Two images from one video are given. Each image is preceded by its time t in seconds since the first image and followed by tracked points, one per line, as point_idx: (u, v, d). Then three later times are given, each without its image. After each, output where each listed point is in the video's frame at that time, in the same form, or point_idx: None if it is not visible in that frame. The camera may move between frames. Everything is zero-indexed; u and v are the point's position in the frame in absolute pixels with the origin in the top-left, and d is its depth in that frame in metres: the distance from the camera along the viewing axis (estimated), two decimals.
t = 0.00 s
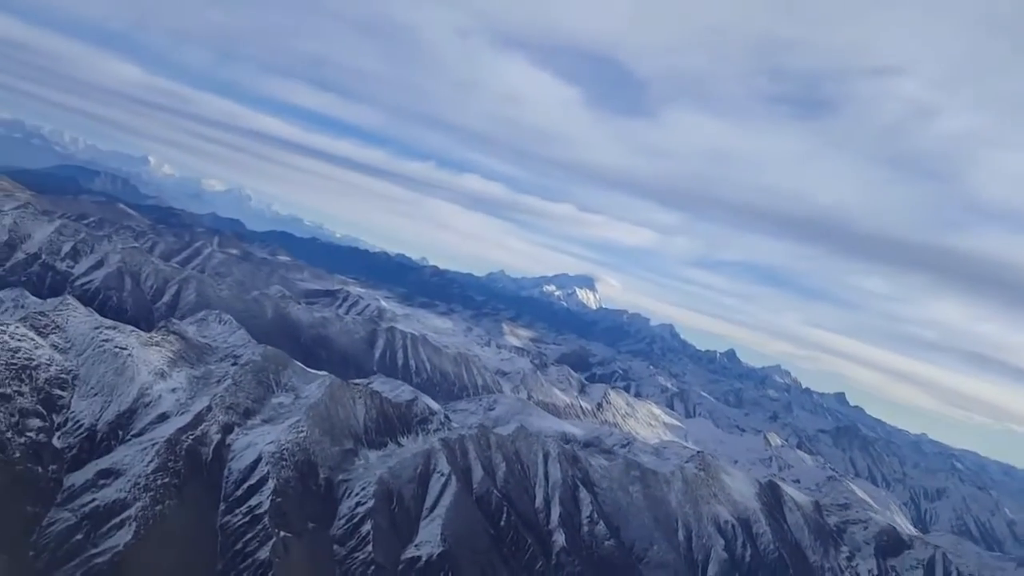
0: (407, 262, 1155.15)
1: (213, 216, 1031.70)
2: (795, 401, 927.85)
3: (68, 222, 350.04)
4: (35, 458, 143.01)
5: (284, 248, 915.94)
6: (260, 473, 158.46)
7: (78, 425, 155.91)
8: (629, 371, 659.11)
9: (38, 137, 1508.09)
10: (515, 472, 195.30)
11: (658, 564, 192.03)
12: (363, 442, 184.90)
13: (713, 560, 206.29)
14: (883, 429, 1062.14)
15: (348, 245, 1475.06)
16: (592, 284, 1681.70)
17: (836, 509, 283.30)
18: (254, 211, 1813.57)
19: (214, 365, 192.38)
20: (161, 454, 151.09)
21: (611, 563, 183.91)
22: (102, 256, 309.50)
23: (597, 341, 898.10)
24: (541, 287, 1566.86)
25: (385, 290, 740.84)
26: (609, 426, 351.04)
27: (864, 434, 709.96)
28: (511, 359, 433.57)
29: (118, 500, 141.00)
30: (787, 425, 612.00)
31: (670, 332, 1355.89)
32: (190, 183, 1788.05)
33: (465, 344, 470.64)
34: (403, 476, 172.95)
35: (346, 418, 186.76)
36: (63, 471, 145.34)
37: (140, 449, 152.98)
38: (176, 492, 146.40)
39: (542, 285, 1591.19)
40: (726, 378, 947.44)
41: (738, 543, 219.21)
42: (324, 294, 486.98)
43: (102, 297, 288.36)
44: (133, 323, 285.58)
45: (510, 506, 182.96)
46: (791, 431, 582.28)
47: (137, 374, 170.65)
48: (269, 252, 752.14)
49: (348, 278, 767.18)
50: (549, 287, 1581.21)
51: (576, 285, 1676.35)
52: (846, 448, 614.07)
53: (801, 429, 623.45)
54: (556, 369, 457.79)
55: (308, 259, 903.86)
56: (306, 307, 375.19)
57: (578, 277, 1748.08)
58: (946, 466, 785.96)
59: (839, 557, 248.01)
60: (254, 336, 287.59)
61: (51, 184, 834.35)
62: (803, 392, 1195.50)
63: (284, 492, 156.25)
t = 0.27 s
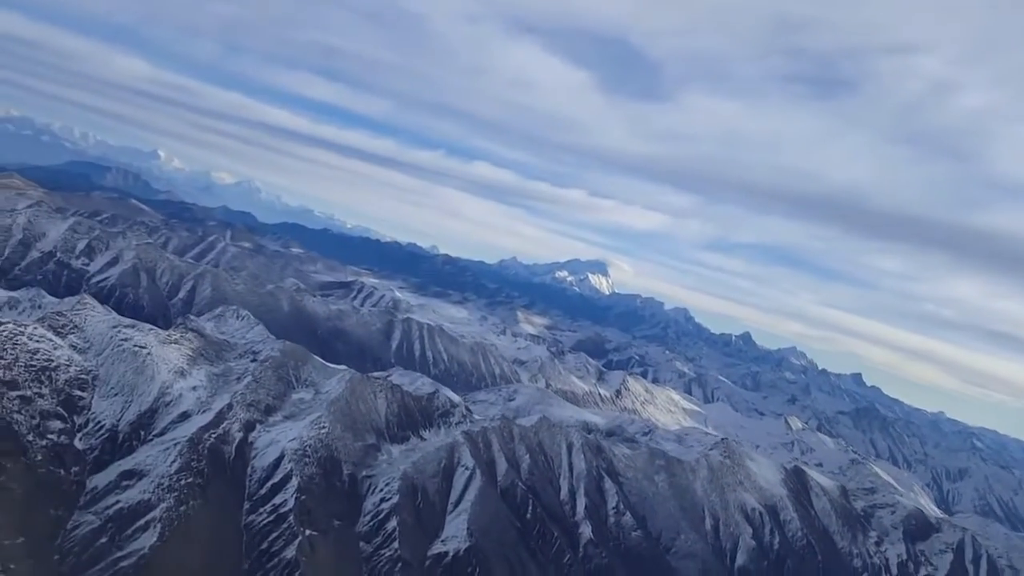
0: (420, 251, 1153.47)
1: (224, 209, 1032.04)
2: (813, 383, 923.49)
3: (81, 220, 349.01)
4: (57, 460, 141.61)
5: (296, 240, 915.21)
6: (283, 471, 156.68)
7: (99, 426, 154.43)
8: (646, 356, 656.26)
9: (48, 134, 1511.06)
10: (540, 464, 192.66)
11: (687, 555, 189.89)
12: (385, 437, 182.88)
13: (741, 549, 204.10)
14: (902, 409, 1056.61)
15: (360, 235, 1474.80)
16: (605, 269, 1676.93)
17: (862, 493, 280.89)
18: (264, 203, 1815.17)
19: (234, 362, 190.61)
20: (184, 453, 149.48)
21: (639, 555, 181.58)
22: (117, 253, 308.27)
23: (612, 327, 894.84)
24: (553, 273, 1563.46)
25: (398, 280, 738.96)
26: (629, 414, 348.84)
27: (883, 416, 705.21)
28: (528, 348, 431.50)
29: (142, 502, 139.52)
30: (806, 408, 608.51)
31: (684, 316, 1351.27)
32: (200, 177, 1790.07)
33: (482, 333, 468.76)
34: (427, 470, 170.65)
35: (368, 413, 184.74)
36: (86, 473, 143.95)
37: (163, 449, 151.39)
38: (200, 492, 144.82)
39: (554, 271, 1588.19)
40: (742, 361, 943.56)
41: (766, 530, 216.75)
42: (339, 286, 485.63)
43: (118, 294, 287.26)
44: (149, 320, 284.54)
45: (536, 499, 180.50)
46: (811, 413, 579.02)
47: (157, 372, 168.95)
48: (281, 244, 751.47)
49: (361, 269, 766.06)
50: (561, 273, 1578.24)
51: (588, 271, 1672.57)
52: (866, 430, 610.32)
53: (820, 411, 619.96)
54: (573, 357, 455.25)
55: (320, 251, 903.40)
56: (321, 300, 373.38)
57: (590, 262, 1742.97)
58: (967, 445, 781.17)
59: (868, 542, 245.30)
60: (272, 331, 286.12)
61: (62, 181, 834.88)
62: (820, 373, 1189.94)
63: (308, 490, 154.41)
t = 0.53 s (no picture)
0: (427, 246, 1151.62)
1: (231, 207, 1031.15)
2: (824, 374, 919.17)
3: (90, 220, 347.21)
4: (72, 467, 139.57)
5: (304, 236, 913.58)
6: (300, 474, 154.30)
7: (114, 431, 152.23)
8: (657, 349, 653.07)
9: (53, 134, 1512.20)
10: (558, 462, 189.54)
11: (709, 553, 187.42)
12: (402, 437, 180.32)
13: (763, 545, 201.50)
14: (914, 398, 1051.43)
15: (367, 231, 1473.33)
16: (613, 261, 1672.22)
17: (882, 486, 277.73)
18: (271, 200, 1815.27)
19: (247, 364, 188.24)
20: (200, 458, 147.20)
21: (660, 554, 178.82)
22: (127, 253, 306.27)
23: (622, 320, 891.99)
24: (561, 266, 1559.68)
25: (407, 276, 736.70)
26: (644, 409, 345.91)
27: (897, 405, 700.69)
28: (540, 343, 428.72)
29: (158, 509, 137.35)
30: (820, 399, 604.92)
31: (693, 307, 1346.97)
32: (207, 174, 1789.90)
33: (493, 328, 466.03)
34: (445, 471, 167.87)
35: (384, 413, 182.15)
36: (101, 479, 141.86)
37: (178, 454, 149.14)
38: (217, 497, 142.54)
39: (562, 264, 1584.66)
40: (753, 352, 939.68)
41: (788, 526, 214.24)
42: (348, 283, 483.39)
43: (129, 295, 285.17)
44: (160, 320, 282.47)
45: (556, 498, 177.60)
46: (824, 405, 575.32)
47: (171, 375, 166.62)
48: (289, 241, 749.55)
49: (370, 265, 763.82)
50: (569, 266, 1574.58)
51: (596, 264, 1668.61)
52: (880, 420, 606.33)
53: (834, 402, 616.17)
54: (586, 351, 451.94)
55: (328, 247, 901.67)
56: (332, 297, 370.97)
57: (597, 255, 1738.40)
58: (981, 434, 776.37)
59: (890, 536, 242.27)
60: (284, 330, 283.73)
61: (69, 180, 834.20)
62: (831, 363, 1184.89)
63: (326, 493, 152.03)
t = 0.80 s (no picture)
0: (433, 243, 1150.02)
1: (236, 205, 1030.05)
2: (834, 368, 915.69)
3: (98, 221, 345.43)
4: (84, 474, 137.49)
5: (310, 235, 911.44)
6: (316, 479, 151.82)
7: (126, 437, 150.11)
8: (667, 345, 650.22)
9: (58, 135, 1513.16)
10: (575, 463, 186.60)
11: (730, 555, 184.94)
12: (417, 439, 177.70)
13: (785, 546, 199.09)
14: (924, 391, 1047.15)
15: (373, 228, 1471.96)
16: (619, 256, 1667.69)
17: (901, 484, 274.70)
18: (276, 198, 1815.41)
19: (259, 366, 186.05)
20: (214, 464, 144.93)
21: (681, 556, 176.09)
22: (135, 255, 304.09)
23: (630, 315, 889.29)
24: (568, 262, 1555.98)
25: (414, 274, 734.44)
26: (657, 406, 343.38)
27: (908, 399, 696.77)
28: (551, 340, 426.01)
29: (173, 517, 135.07)
30: (831, 394, 601.85)
31: (701, 302, 1343.15)
32: (212, 173, 1788.76)
33: (503, 326, 463.53)
34: (462, 474, 165.15)
35: (398, 415, 179.60)
36: (114, 487, 139.68)
37: (192, 460, 146.77)
38: (232, 504, 140.24)
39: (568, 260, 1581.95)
40: (762, 346, 936.03)
41: (808, 525, 211.81)
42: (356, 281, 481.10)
43: (137, 296, 283.15)
44: (169, 322, 280.37)
45: (574, 500, 174.73)
46: (836, 400, 572.14)
47: (184, 379, 164.36)
48: (295, 240, 747.63)
49: (377, 264, 761.55)
50: (575, 262, 1571.39)
51: (602, 259, 1665.43)
52: (892, 415, 602.90)
53: (845, 397, 613.00)
54: (596, 348, 448.72)
55: (334, 245, 900.08)
56: (341, 297, 368.61)
57: (604, 250, 1733.87)
58: (993, 427, 772.20)
59: (910, 534, 239.25)
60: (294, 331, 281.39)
61: (74, 181, 833.03)
62: (839, 357, 1180.41)
63: (342, 498, 149.50)
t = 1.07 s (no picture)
0: (434, 240, 1146.74)
1: (236, 204, 1026.78)
2: (837, 364, 912.94)
3: (99, 221, 342.46)
4: (89, 481, 134.85)
5: (311, 232, 907.85)
6: (325, 484, 148.95)
7: (132, 443, 147.45)
8: (670, 342, 647.52)
9: (57, 133, 1508.85)
10: (587, 466, 183.74)
11: (744, 558, 183.06)
12: (426, 442, 174.72)
13: (798, 549, 197.42)
14: (927, 387, 1044.58)
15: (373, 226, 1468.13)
16: (620, 252, 1663.75)
17: (912, 483, 272.14)
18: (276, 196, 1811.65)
19: (266, 369, 183.31)
20: (222, 470, 142.17)
21: (695, 560, 173.44)
22: (137, 255, 301.10)
23: (632, 312, 886.44)
24: (568, 258, 1552.59)
25: (416, 271, 730.66)
26: (663, 405, 340.84)
27: (913, 395, 694.43)
28: (555, 338, 423.26)
29: (180, 524, 132.31)
30: (836, 391, 599.36)
31: (702, 298, 1340.50)
32: (212, 171, 1784.38)
33: (507, 324, 460.84)
34: (473, 478, 162.27)
35: (407, 417, 176.59)
36: (119, 494, 137.05)
37: (199, 465, 144.07)
38: (240, 510, 137.45)
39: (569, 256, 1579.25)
40: (766, 343, 933.71)
41: (822, 527, 209.89)
42: (359, 279, 478.07)
43: (140, 297, 280.40)
44: (173, 322, 277.60)
45: (586, 503, 171.84)
46: (841, 397, 569.68)
47: (189, 383, 161.63)
48: (296, 238, 744.43)
49: (378, 261, 758.44)
50: (576, 258, 1568.30)
51: (603, 255, 1662.49)
52: (898, 411, 600.48)
53: (850, 393, 610.57)
54: (602, 346, 445.77)
55: (335, 243, 896.63)
56: (344, 296, 365.63)
57: (604, 246, 1730.41)
58: (998, 423, 770.19)
59: (924, 535, 236.72)
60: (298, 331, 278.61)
61: (73, 180, 829.31)
62: (842, 353, 1178.41)
63: (352, 504, 146.64)
